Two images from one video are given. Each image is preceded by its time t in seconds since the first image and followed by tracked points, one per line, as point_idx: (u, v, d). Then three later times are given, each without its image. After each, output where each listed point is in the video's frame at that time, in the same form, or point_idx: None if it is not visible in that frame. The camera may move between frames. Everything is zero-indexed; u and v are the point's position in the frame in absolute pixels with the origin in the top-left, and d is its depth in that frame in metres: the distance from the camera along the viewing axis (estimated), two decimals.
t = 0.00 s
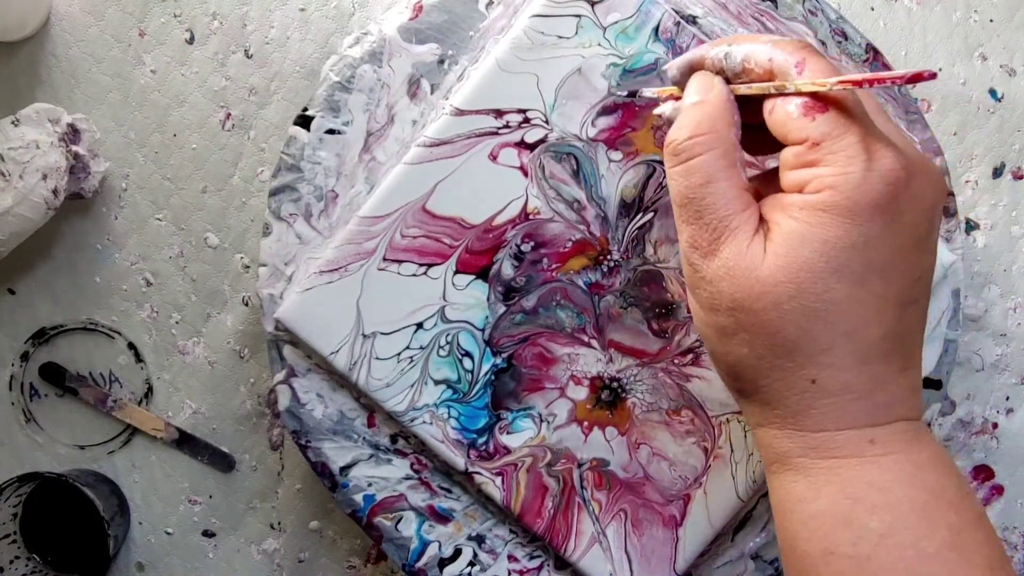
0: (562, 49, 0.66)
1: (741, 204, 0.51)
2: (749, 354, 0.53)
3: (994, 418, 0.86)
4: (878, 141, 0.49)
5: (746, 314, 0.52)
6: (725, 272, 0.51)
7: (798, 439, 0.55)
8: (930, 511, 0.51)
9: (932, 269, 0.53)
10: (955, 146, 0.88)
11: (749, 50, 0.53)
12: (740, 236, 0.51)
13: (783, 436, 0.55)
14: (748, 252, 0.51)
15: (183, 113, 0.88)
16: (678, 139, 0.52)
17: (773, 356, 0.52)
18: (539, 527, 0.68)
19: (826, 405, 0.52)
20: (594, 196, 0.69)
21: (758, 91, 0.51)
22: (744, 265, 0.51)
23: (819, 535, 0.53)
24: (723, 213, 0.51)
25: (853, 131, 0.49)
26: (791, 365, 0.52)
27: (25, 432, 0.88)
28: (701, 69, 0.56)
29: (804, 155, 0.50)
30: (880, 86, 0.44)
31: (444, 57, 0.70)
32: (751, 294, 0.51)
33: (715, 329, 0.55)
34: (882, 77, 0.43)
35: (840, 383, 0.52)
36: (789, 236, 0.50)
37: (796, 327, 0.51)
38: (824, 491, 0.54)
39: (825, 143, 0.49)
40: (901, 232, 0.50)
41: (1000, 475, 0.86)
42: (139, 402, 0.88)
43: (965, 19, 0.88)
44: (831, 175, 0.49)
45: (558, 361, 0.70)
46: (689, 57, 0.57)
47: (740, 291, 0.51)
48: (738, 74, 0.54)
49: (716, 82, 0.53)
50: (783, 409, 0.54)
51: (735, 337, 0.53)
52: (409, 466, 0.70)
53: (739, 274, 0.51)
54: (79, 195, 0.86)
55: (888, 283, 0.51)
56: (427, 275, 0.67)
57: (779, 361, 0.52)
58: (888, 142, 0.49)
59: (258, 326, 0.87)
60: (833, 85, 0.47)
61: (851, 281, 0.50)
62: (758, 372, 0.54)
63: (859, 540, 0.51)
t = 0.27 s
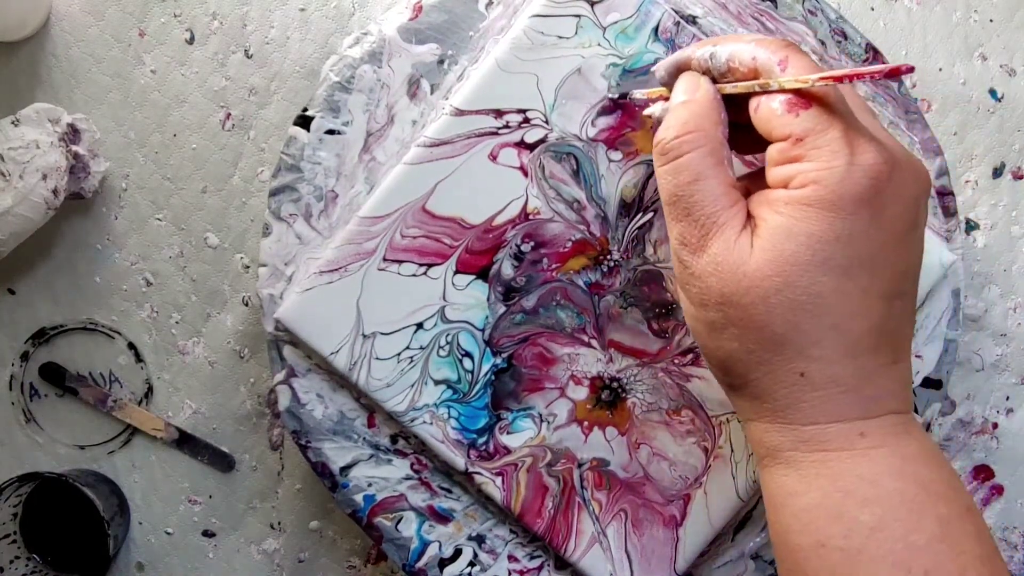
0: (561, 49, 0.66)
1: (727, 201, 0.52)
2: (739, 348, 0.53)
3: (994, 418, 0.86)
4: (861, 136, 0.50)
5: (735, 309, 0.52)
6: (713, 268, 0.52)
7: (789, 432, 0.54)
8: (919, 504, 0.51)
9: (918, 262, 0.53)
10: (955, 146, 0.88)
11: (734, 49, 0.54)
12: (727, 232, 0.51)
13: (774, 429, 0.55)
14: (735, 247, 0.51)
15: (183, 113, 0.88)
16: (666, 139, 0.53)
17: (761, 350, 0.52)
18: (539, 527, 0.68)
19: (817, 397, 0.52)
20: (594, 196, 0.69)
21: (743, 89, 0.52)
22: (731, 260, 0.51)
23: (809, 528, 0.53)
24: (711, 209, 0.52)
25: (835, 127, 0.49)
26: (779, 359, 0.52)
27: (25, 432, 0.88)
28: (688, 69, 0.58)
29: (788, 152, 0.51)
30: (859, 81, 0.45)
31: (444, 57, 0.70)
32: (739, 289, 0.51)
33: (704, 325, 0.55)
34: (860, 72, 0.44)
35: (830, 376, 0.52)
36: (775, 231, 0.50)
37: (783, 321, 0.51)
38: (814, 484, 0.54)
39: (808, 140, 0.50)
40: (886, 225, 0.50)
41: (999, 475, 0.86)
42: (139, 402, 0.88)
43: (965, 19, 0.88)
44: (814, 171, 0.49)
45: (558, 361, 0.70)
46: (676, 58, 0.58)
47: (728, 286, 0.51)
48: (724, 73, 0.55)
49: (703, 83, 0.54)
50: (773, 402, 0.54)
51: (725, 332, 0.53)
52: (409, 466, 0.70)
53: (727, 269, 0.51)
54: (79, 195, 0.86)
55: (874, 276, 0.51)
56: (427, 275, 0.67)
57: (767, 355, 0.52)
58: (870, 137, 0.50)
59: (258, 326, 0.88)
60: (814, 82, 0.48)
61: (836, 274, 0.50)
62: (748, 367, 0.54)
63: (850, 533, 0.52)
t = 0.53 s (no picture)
0: (561, 49, 0.66)
1: (731, 178, 0.52)
2: (740, 327, 0.54)
3: (994, 418, 0.86)
4: (865, 115, 0.50)
5: (736, 287, 0.52)
6: (716, 245, 0.52)
7: (787, 412, 0.55)
8: (917, 484, 0.52)
9: (920, 243, 0.54)
10: (955, 146, 0.88)
11: (740, 26, 0.55)
12: (730, 210, 0.52)
13: (775, 409, 0.56)
14: (737, 225, 0.52)
15: (183, 113, 0.88)
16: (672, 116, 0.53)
17: (763, 328, 0.53)
18: (539, 527, 0.68)
19: (818, 375, 0.53)
20: (594, 197, 0.69)
21: (748, 66, 0.52)
22: (734, 237, 0.51)
23: (809, 508, 0.53)
24: (714, 186, 0.52)
25: (839, 106, 0.50)
26: (781, 337, 0.53)
27: (25, 432, 0.88)
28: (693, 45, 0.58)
29: (792, 130, 0.51)
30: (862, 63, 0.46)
31: (444, 57, 0.70)
32: (741, 267, 0.52)
33: (706, 304, 0.55)
34: (862, 53, 0.45)
35: (832, 354, 0.52)
36: (778, 209, 0.50)
37: (785, 299, 0.51)
38: (815, 464, 0.54)
39: (812, 119, 0.50)
40: (888, 206, 0.50)
41: (1000, 476, 0.86)
42: (139, 402, 0.88)
43: (965, 19, 0.88)
44: (818, 149, 0.50)
45: (558, 361, 0.70)
46: (683, 33, 0.59)
47: (730, 264, 0.52)
48: (729, 51, 0.56)
49: (708, 61, 0.54)
50: (773, 380, 0.55)
51: (726, 311, 0.54)
52: (409, 466, 0.70)
53: (729, 247, 0.52)
54: (79, 195, 0.86)
55: (876, 256, 0.51)
56: (427, 275, 0.67)
57: (769, 334, 0.53)
58: (874, 117, 0.50)
59: (258, 326, 0.88)
60: (816, 62, 0.48)
61: (838, 253, 0.50)
62: (748, 346, 0.54)
63: (849, 513, 0.52)
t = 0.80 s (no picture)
0: (563, 48, 0.66)
1: (753, 164, 0.52)
2: (757, 314, 0.54)
3: (994, 418, 0.87)
4: (890, 104, 0.50)
5: (755, 273, 0.53)
6: (736, 231, 0.53)
7: (802, 401, 0.55)
8: (933, 474, 0.52)
9: (943, 235, 0.53)
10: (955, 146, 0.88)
11: (767, 13, 0.54)
12: (751, 195, 0.52)
13: (789, 397, 0.56)
14: (757, 211, 0.52)
15: (183, 113, 0.88)
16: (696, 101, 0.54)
17: (781, 315, 0.53)
18: (537, 527, 0.68)
19: (835, 364, 0.53)
20: (594, 196, 0.69)
21: (774, 53, 0.52)
22: (754, 223, 0.52)
23: (825, 496, 0.54)
24: (736, 172, 0.52)
25: (864, 96, 0.50)
26: (800, 324, 0.53)
27: (25, 432, 0.88)
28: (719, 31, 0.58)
29: (816, 119, 0.51)
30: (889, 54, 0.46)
31: (446, 55, 0.70)
32: (760, 254, 0.52)
33: (724, 289, 0.55)
34: (892, 45, 0.45)
35: (849, 344, 0.52)
36: (799, 196, 0.51)
37: (804, 287, 0.51)
38: (831, 452, 0.54)
39: (837, 107, 0.50)
40: (911, 197, 0.50)
41: (999, 476, 0.86)
42: (139, 402, 0.88)
43: (965, 19, 0.89)
44: (842, 138, 0.50)
45: (558, 361, 0.70)
46: (708, 20, 0.58)
47: (749, 251, 0.52)
48: (756, 37, 0.56)
49: (734, 46, 0.54)
50: (789, 368, 0.55)
51: (744, 297, 0.54)
52: (408, 465, 0.71)
53: (750, 233, 0.52)
54: (79, 195, 0.86)
55: (897, 246, 0.51)
56: (427, 274, 0.67)
57: (787, 321, 0.53)
58: (899, 107, 0.50)
59: (258, 326, 0.88)
60: (845, 50, 0.48)
61: (859, 242, 0.50)
62: (764, 333, 0.55)
63: (864, 502, 0.52)
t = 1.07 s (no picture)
0: (564, 48, 0.66)
1: (781, 170, 0.51)
2: (782, 321, 0.54)
3: (994, 418, 0.87)
4: (923, 113, 0.49)
5: (781, 280, 0.53)
6: (762, 237, 0.52)
7: (825, 409, 0.56)
8: (956, 486, 0.53)
9: (972, 242, 0.53)
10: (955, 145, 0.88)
11: (800, 19, 0.53)
12: (778, 202, 0.52)
13: (811, 405, 0.57)
14: (785, 218, 0.51)
15: (183, 113, 0.88)
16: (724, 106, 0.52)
17: (807, 323, 0.53)
18: (536, 527, 0.68)
19: (859, 373, 0.53)
20: (595, 197, 0.69)
21: (807, 61, 0.50)
22: (781, 231, 0.51)
23: (847, 505, 0.55)
24: (764, 178, 0.51)
25: (897, 103, 0.49)
26: (825, 332, 0.53)
27: (25, 432, 0.88)
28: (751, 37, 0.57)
29: (847, 126, 0.50)
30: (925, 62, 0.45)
31: (447, 55, 0.70)
32: (786, 261, 0.52)
33: (749, 295, 0.56)
34: (929, 52, 0.44)
35: (874, 354, 0.53)
36: (828, 204, 0.50)
37: (830, 295, 0.51)
38: (853, 460, 0.55)
39: (869, 115, 0.49)
40: (942, 205, 0.50)
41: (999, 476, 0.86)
42: (139, 402, 0.88)
43: (965, 19, 0.88)
44: (872, 146, 0.49)
45: (558, 360, 0.70)
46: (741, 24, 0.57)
47: (775, 258, 0.52)
48: (788, 44, 0.54)
49: (765, 50, 0.52)
50: (812, 376, 0.55)
51: (768, 304, 0.54)
52: (407, 464, 0.71)
53: (777, 240, 0.52)
54: (79, 195, 0.86)
55: (925, 255, 0.51)
56: (427, 274, 0.67)
57: (813, 329, 0.53)
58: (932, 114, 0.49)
59: (258, 326, 0.88)
60: (880, 57, 0.47)
61: (886, 251, 0.50)
62: (789, 341, 0.55)
63: (885, 512, 0.53)
